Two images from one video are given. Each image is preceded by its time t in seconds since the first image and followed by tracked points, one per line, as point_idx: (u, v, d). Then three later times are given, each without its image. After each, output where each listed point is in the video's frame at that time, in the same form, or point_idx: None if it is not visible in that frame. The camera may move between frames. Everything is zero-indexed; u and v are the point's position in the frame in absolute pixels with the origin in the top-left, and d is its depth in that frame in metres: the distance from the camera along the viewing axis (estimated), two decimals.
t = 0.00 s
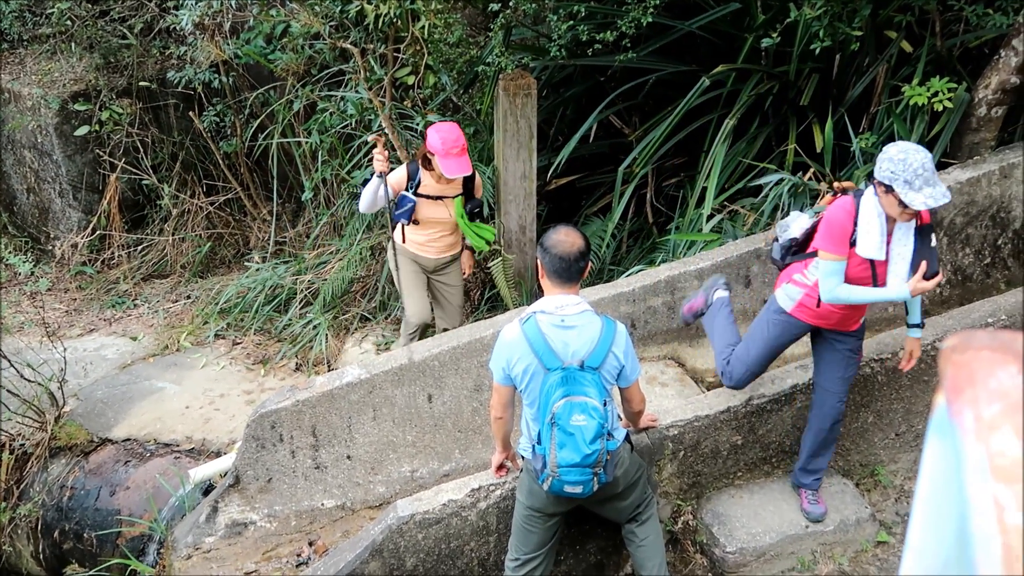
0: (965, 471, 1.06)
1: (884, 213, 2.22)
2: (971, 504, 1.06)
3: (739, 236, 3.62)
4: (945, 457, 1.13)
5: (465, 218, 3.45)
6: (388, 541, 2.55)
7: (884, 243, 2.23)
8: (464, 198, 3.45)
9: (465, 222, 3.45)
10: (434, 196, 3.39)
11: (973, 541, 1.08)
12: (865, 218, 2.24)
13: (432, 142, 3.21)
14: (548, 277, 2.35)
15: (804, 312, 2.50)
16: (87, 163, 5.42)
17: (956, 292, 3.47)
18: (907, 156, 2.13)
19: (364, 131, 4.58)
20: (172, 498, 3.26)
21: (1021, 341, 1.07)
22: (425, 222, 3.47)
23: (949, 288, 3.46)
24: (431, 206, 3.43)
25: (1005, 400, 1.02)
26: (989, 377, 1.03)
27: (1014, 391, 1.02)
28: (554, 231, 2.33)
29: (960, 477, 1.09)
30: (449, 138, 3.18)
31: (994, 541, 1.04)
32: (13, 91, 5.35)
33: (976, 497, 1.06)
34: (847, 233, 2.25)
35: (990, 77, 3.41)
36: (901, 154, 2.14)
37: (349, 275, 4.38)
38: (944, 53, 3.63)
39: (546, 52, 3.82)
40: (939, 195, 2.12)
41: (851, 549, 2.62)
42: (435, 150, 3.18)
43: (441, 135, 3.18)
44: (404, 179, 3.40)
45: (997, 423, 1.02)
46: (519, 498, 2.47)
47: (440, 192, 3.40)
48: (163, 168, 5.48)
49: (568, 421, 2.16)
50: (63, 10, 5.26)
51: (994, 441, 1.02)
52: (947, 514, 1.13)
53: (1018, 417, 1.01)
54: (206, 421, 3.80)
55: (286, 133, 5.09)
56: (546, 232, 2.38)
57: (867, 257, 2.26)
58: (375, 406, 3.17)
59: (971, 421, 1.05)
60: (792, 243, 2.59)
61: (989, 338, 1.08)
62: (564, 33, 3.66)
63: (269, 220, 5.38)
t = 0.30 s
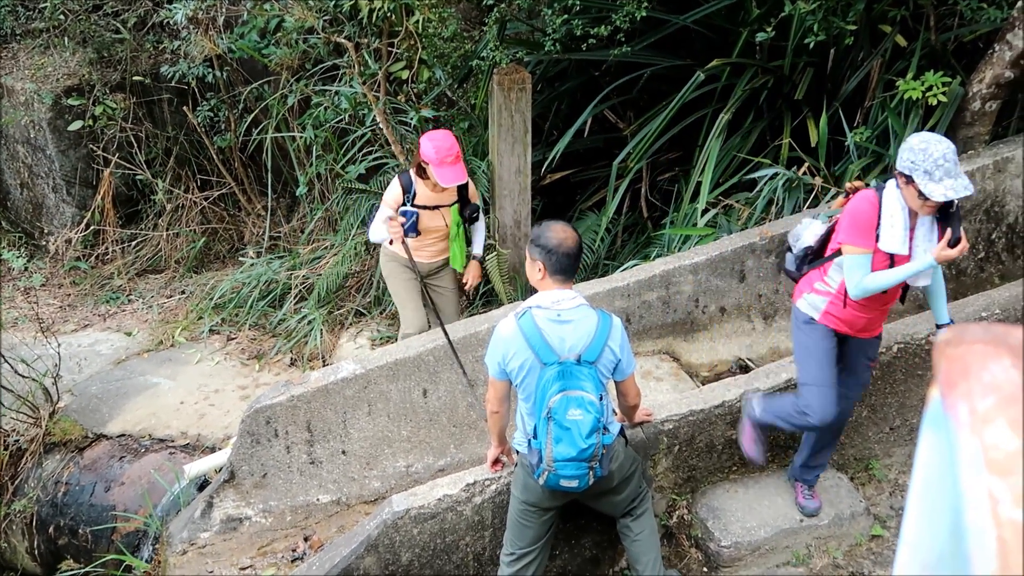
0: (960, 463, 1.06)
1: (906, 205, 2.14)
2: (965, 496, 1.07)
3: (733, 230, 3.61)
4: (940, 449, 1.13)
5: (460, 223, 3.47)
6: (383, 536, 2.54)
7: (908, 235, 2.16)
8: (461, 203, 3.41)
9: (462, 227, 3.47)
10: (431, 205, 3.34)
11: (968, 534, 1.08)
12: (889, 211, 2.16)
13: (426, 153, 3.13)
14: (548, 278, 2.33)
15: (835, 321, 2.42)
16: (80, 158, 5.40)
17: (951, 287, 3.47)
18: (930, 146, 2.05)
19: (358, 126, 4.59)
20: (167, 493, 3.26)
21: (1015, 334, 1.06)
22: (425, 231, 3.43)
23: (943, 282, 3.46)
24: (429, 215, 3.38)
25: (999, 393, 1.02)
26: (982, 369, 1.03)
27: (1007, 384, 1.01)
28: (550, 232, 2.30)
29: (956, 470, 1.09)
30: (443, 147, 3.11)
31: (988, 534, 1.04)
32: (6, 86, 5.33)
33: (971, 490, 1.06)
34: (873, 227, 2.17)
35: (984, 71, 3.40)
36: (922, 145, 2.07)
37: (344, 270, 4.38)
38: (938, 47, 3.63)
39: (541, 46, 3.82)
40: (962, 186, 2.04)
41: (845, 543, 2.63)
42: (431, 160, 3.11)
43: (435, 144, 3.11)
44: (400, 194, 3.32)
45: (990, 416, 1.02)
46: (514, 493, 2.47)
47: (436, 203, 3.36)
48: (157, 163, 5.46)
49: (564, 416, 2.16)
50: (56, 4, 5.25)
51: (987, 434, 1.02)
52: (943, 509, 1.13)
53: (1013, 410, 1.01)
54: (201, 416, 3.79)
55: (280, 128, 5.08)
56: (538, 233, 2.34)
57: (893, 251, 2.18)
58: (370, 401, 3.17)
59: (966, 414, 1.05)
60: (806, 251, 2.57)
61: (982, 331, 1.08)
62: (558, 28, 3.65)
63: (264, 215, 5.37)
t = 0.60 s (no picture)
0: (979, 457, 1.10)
1: (941, 266, 1.90)
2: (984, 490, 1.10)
3: (739, 227, 3.61)
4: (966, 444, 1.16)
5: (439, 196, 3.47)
6: (392, 533, 2.55)
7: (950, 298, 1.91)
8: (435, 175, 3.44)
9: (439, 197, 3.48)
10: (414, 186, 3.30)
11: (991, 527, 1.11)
12: (927, 278, 1.90)
13: (409, 135, 3.08)
14: (550, 279, 2.33)
15: (918, 411, 2.00)
16: (87, 157, 5.41)
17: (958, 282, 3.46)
18: (959, 202, 1.85)
19: (364, 124, 4.61)
20: (176, 491, 3.27)
21: None
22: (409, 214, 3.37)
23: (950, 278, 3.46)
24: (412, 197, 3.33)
25: (1007, 388, 1.05)
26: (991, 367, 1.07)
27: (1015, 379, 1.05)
28: (550, 233, 2.28)
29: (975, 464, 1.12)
30: (424, 125, 3.09)
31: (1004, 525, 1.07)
32: (12, 85, 5.35)
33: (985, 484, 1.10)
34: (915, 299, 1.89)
35: (991, 66, 3.40)
36: (952, 202, 1.86)
37: (350, 268, 4.39)
38: (945, 42, 3.63)
39: (547, 43, 3.82)
40: (998, 241, 1.82)
41: (854, 539, 2.63)
42: (417, 140, 3.08)
43: (418, 123, 3.09)
44: (384, 189, 3.18)
45: (1000, 411, 1.06)
46: (521, 490, 2.47)
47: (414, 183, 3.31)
48: (163, 161, 5.47)
49: (576, 412, 2.17)
50: (62, 3, 5.25)
51: (997, 429, 1.06)
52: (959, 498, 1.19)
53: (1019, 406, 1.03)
54: (209, 414, 3.80)
55: (286, 126, 5.09)
56: (536, 234, 2.32)
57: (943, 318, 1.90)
58: (378, 399, 3.18)
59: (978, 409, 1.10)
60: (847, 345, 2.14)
61: (992, 326, 1.11)
62: (564, 24, 3.65)
63: (270, 213, 5.38)
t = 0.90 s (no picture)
0: (979, 457, 1.14)
1: None
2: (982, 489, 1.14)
3: (744, 225, 3.61)
4: (956, 443, 1.20)
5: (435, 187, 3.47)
6: (398, 532, 2.55)
7: None
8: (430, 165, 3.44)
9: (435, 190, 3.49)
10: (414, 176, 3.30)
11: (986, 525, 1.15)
12: None
13: (410, 125, 3.09)
14: (554, 279, 2.33)
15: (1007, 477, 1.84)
16: (93, 156, 5.42)
17: (964, 280, 3.45)
18: None
19: (369, 122, 4.59)
20: (182, 489, 3.27)
21: None
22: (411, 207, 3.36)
23: (956, 276, 3.44)
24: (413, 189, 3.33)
25: (1013, 387, 1.10)
26: (998, 365, 1.12)
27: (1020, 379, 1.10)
28: (553, 234, 2.27)
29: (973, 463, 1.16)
30: (423, 114, 3.11)
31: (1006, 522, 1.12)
32: (19, 84, 5.37)
33: (988, 484, 1.14)
34: None
35: (997, 63, 3.40)
36: None
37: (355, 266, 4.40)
38: (950, 39, 3.62)
39: (551, 41, 3.81)
40: None
41: (860, 537, 2.62)
42: (418, 130, 3.09)
43: (418, 114, 3.10)
44: (386, 180, 3.16)
45: (1006, 409, 1.11)
46: (526, 489, 2.47)
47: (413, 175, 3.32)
48: (169, 160, 5.48)
49: (582, 411, 2.16)
50: (68, 3, 5.25)
51: (1004, 428, 1.10)
52: (959, 500, 1.20)
53: None
54: (215, 413, 3.81)
55: (291, 125, 5.09)
56: (537, 235, 2.30)
57: None
58: (383, 397, 3.18)
59: (981, 409, 1.13)
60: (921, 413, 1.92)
61: (998, 327, 1.16)
62: (568, 22, 3.65)
63: (275, 212, 5.38)
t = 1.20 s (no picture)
0: (979, 457, 1.05)
1: None
2: (983, 490, 1.06)
3: (747, 223, 3.61)
4: (955, 441, 1.11)
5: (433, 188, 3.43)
6: (401, 531, 2.55)
7: None
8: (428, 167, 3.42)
9: (434, 192, 3.45)
10: (405, 177, 3.29)
11: (989, 525, 1.07)
12: None
13: (395, 126, 3.08)
14: (556, 276, 2.33)
15: None
16: (96, 156, 5.43)
17: (968, 278, 3.44)
18: None
19: (371, 121, 4.60)
20: (186, 488, 3.27)
21: None
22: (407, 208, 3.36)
23: (960, 273, 3.43)
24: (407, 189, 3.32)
25: (1015, 384, 1.01)
26: (999, 362, 1.02)
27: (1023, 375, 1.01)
28: (555, 232, 2.28)
29: (973, 464, 1.08)
30: (407, 114, 3.09)
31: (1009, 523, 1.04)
32: (22, 84, 5.38)
33: (988, 485, 1.05)
34: None
35: (1000, 60, 3.39)
36: None
37: (358, 265, 4.40)
38: (954, 36, 3.61)
39: (554, 40, 3.81)
40: None
41: (863, 535, 2.62)
42: (404, 130, 3.08)
43: (403, 114, 3.09)
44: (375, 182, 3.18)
45: (1008, 408, 1.01)
46: (529, 486, 2.47)
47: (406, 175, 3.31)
48: (171, 160, 5.48)
49: (584, 409, 2.16)
50: (70, 3, 5.26)
51: (1005, 427, 1.01)
52: (957, 498, 1.12)
53: None
54: (219, 412, 3.81)
55: (293, 124, 5.09)
56: (541, 232, 2.31)
57: None
58: (386, 396, 3.18)
59: (983, 407, 1.04)
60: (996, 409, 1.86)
61: (998, 322, 1.06)
62: (571, 21, 3.65)
63: (278, 211, 5.39)
